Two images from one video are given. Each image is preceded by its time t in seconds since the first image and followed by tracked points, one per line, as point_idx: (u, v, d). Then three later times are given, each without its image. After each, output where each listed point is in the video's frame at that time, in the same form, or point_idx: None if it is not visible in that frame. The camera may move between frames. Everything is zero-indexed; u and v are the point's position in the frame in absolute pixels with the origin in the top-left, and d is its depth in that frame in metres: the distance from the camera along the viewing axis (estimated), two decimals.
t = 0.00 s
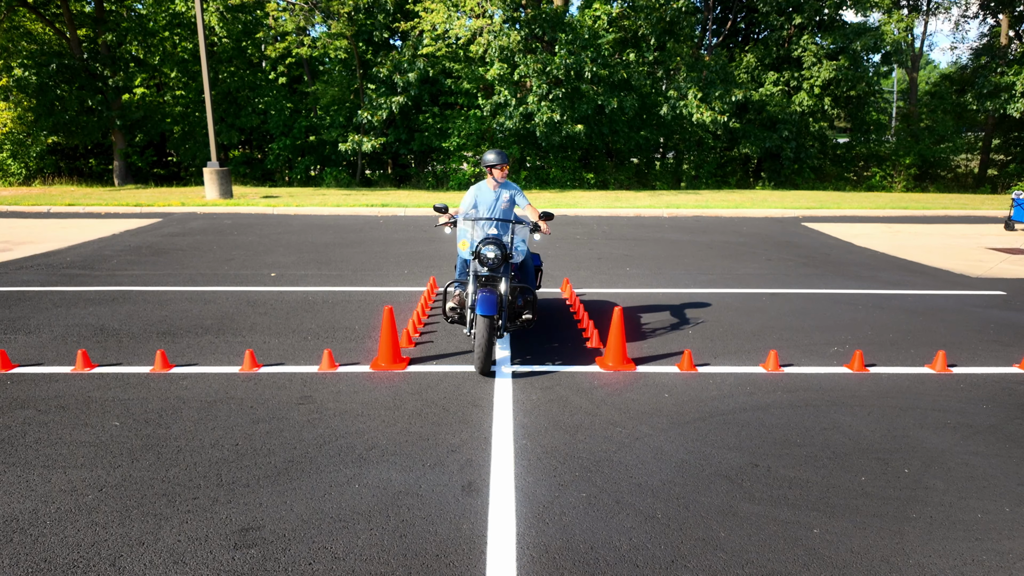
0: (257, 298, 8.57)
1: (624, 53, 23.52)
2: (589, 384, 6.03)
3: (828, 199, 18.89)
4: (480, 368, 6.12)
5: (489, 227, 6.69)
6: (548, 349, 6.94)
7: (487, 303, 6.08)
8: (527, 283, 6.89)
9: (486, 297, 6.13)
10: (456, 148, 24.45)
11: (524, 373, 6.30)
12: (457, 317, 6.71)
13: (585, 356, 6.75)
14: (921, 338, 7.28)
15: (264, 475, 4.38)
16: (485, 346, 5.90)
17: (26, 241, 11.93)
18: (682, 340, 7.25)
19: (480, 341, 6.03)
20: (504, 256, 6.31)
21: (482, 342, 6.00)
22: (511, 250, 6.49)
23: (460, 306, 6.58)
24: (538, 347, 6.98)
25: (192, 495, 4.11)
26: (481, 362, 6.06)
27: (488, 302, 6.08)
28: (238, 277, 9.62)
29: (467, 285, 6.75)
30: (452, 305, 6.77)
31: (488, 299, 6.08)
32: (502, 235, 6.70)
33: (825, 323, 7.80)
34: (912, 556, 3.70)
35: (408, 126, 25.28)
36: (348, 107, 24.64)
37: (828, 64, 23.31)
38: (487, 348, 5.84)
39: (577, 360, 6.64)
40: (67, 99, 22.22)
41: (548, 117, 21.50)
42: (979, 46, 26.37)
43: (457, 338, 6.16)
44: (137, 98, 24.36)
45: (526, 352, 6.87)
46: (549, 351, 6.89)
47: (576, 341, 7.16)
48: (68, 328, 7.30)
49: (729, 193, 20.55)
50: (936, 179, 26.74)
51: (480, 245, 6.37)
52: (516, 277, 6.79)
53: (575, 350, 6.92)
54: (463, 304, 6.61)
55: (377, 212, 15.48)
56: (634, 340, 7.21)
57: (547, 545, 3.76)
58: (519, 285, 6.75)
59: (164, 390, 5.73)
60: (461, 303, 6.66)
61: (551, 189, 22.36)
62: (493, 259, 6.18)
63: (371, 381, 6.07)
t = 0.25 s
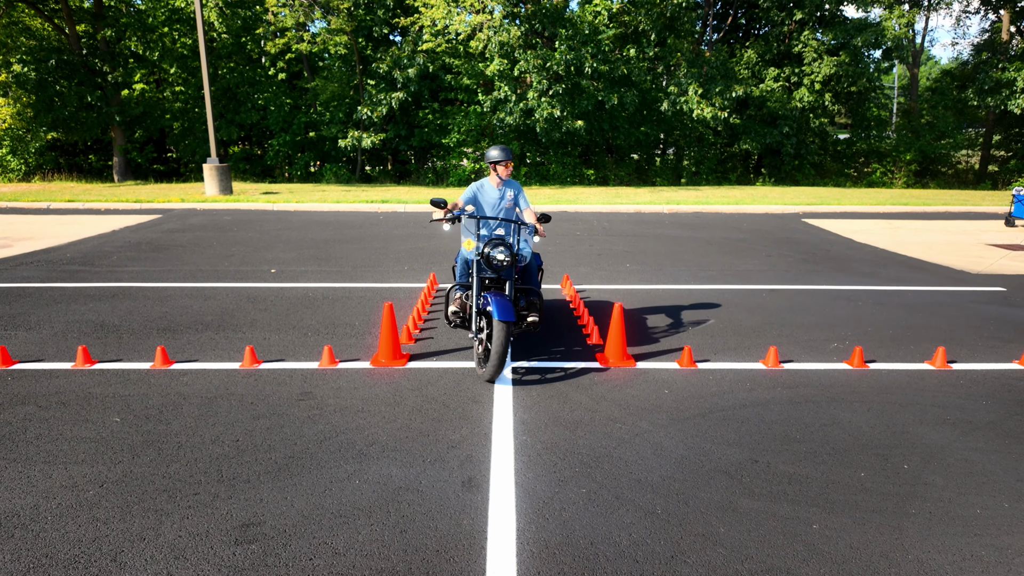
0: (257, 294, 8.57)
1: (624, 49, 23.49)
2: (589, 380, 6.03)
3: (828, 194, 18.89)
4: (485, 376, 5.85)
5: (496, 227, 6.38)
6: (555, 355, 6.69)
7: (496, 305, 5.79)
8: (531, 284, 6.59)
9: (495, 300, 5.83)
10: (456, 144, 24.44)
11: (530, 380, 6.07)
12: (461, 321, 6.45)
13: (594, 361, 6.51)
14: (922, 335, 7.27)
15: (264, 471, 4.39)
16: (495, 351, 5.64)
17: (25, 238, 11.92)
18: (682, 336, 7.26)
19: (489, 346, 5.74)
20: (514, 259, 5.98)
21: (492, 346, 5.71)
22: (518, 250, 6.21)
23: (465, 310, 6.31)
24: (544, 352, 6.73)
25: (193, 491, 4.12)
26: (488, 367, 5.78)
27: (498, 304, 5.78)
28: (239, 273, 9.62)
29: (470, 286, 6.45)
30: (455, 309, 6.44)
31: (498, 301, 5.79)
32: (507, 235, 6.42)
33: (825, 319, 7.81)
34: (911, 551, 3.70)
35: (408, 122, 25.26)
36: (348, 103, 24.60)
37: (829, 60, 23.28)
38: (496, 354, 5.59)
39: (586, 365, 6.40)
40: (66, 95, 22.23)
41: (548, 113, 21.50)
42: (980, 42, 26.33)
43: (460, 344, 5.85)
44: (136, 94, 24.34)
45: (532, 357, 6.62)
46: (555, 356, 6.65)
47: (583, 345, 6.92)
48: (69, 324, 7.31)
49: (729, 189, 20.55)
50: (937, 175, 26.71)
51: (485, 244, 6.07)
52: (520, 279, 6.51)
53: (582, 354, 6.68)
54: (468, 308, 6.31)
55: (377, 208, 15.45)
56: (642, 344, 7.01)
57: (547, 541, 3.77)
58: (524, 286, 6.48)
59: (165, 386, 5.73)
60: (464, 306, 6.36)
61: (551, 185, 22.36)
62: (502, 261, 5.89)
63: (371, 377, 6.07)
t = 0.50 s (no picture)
0: (257, 291, 8.57)
1: (625, 45, 23.46)
2: (589, 377, 6.03)
3: (829, 191, 18.90)
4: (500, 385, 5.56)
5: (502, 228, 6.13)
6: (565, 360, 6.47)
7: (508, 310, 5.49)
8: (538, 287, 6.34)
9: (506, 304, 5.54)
10: (456, 140, 24.42)
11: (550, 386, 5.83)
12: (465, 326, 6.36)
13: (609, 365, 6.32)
14: (921, 331, 7.27)
15: (265, 467, 4.40)
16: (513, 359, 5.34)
17: (25, 234, 11.92)
18: (682, 333, 7.26)
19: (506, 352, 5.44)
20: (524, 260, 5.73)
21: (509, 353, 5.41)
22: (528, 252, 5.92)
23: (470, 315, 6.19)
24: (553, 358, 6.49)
25: (194, 488, 4.13)
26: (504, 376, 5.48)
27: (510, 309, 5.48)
28: (239, 270, 9.62)
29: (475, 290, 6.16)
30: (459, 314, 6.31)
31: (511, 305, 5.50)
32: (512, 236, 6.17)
33: (825, 316, 7.81)
34: (911, 547, 3.71)
35: (408, 118, 25.22)
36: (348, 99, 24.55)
37: (829, 56, 23.26)
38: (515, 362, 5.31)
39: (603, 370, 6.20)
40: (64, 91, 22.34)
41: (548, 110, 21.49)
42: (981, 38, 26.26)
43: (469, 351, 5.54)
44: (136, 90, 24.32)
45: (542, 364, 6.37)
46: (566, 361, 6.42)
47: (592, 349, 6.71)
48: (69, 321, 7.31)
49: (729, 186, 20.57)
50: (937, 171, 26.68)
51: (496, 246, 5.78)
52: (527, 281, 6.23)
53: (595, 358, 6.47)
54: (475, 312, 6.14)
55: (376, 205, 15.45)
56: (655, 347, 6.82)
57: (547, 537, 3.77)
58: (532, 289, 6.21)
59: (165, 383, 5.74)
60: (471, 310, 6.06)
61: (552, 181, 22.35)
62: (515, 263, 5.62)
63: (372, 374, 6.08)
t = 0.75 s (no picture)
0: (257, 289, 8.57)
1: (625, 43, 23.44)
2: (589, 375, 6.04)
3: (829, 189, 18.90)
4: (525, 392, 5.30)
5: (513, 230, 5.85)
6: (584, 367, 6.23)
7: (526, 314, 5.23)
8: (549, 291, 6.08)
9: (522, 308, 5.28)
10: (456, 138, 24.40)
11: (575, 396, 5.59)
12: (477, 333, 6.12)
13: (631, 372, 6.12)
14: (921, 329, 7.28)
15: (265, 465, 4.40)
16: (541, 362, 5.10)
17: (25, 232, 11.91)
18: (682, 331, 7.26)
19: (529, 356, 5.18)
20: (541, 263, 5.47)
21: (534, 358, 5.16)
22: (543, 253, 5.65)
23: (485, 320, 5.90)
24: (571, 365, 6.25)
25: (194, 486, 4.13)
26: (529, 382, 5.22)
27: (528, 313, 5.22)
28: (239, 268, 9.62)
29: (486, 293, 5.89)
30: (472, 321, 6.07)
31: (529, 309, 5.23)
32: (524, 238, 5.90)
33: (825, 314, 7.81)
34: (910, 545, 3.72)
35: (408, 116, 25.19)
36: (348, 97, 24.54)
37: (830, 54, 23.23)
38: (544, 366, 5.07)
39: (627, 377, 6.00)
40: (64, 89, 22.23)
41: (548, 107, 21.47)
42: (982, 36, 26.20)
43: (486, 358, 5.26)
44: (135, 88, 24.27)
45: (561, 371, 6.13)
46: (586, 368, 6.19)
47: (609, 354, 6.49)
48: (69, 319, 7.31)
49: (729, 184, 20.56)
50: (938, 169, 26.63)
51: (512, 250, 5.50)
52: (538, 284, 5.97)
53: (615, 365, 6.26)
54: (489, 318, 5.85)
55: (376, 203, 15.44)
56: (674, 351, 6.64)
57: (547, 535, 3.78)
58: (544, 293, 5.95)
59: (165, 381, 5.74)
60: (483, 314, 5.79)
61: (552, 179, 22.34)
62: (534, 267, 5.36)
63: (371, 372, 6.08)
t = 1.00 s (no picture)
0: (257, 286, 8.57)
1: (625, 39, 23.39)
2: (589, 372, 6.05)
3: (829, 186, 18.91)
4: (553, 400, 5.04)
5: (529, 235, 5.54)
6: (604, 375, 6.00)
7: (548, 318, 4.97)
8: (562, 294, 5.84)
9: (543, 312, 5.02)
10: (456, 135, 24.37)
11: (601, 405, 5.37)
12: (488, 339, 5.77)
13: (654, 379, 5.92)
14: (921, 326, 7.28)
15: (265, 461, 4.41)
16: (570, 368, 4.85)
17: (25, 229, 11.90)
18: (682, 327, 7.27)
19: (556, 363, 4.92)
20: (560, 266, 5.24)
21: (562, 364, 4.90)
22: (561, 255, 5.42)
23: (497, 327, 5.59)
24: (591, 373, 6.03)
25: (195, 482, 4.14)
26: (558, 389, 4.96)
27: (550, 317, 4.97)
28: (239, 265, 9.61)
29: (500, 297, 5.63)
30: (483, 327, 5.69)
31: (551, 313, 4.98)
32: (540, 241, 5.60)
33: (825, 311, 7.81)
34: (909, 541, 3.73)
35: (408, 113, 25.13)
36: (347, 94, 24.52)
37: (831, 51, 23.21)
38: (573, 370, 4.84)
39: (652, 384, 5.79)
40: (64, 85, 22.07)
41: (548, 104, 21.46)
42: (983, 32, 26.15)
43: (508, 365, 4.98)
44: (135, 85, 24.22)
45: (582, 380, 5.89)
46: (607, 376, 5.97)
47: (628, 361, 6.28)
48: (69, 315, 7.31)
49: (729, 180, 20.54)
50: (938, 166, 26.61)
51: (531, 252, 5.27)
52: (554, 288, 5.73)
53: (637, 372, 6.06)
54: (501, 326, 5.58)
55: (376, 200, 15.43)
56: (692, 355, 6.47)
57: (547, 531, 3.79)
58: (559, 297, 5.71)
59: (165, 378, 5.74)
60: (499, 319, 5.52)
61: (552, 176, 22.33)
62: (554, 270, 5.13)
63: (372, 369, 6.09)
